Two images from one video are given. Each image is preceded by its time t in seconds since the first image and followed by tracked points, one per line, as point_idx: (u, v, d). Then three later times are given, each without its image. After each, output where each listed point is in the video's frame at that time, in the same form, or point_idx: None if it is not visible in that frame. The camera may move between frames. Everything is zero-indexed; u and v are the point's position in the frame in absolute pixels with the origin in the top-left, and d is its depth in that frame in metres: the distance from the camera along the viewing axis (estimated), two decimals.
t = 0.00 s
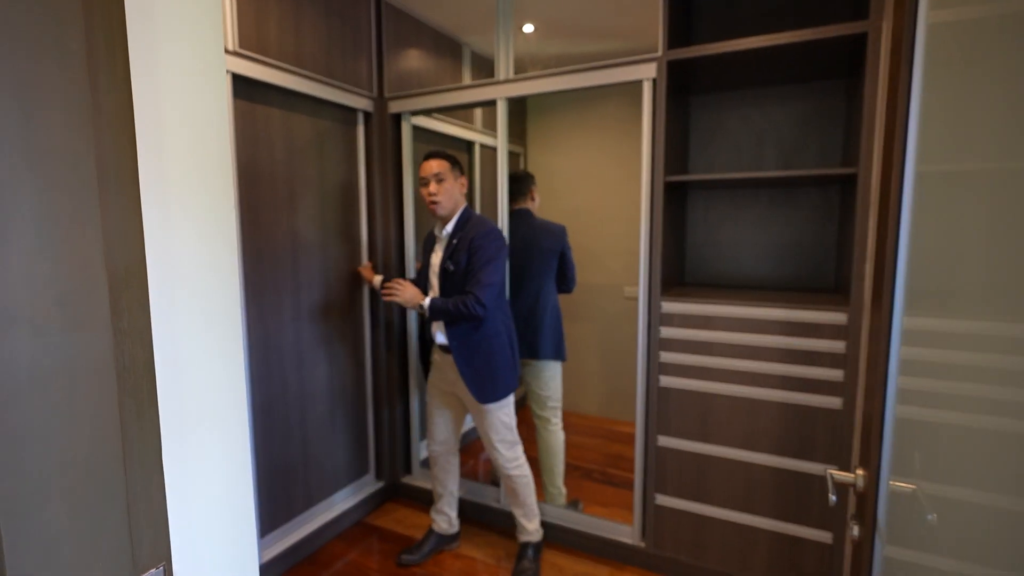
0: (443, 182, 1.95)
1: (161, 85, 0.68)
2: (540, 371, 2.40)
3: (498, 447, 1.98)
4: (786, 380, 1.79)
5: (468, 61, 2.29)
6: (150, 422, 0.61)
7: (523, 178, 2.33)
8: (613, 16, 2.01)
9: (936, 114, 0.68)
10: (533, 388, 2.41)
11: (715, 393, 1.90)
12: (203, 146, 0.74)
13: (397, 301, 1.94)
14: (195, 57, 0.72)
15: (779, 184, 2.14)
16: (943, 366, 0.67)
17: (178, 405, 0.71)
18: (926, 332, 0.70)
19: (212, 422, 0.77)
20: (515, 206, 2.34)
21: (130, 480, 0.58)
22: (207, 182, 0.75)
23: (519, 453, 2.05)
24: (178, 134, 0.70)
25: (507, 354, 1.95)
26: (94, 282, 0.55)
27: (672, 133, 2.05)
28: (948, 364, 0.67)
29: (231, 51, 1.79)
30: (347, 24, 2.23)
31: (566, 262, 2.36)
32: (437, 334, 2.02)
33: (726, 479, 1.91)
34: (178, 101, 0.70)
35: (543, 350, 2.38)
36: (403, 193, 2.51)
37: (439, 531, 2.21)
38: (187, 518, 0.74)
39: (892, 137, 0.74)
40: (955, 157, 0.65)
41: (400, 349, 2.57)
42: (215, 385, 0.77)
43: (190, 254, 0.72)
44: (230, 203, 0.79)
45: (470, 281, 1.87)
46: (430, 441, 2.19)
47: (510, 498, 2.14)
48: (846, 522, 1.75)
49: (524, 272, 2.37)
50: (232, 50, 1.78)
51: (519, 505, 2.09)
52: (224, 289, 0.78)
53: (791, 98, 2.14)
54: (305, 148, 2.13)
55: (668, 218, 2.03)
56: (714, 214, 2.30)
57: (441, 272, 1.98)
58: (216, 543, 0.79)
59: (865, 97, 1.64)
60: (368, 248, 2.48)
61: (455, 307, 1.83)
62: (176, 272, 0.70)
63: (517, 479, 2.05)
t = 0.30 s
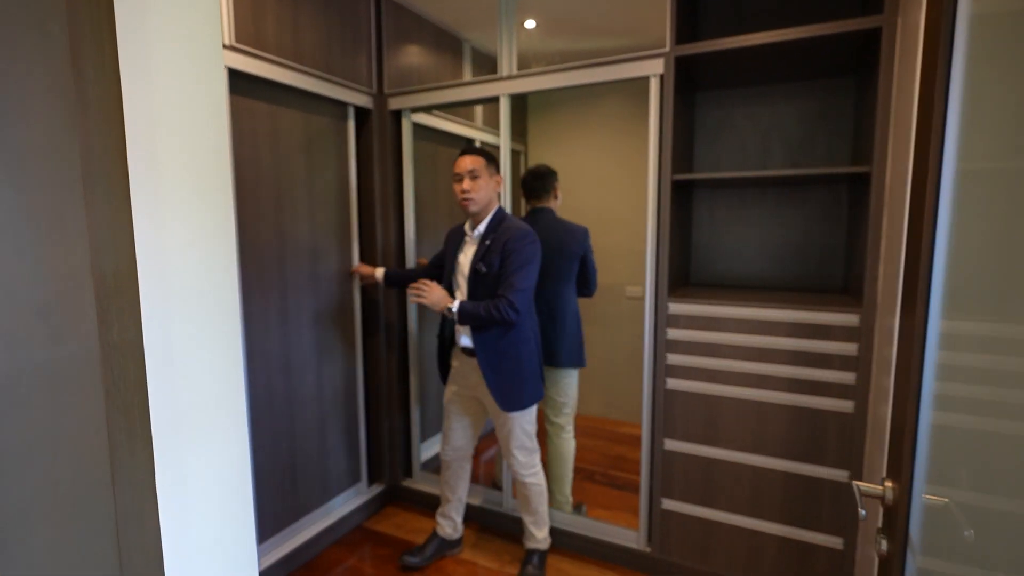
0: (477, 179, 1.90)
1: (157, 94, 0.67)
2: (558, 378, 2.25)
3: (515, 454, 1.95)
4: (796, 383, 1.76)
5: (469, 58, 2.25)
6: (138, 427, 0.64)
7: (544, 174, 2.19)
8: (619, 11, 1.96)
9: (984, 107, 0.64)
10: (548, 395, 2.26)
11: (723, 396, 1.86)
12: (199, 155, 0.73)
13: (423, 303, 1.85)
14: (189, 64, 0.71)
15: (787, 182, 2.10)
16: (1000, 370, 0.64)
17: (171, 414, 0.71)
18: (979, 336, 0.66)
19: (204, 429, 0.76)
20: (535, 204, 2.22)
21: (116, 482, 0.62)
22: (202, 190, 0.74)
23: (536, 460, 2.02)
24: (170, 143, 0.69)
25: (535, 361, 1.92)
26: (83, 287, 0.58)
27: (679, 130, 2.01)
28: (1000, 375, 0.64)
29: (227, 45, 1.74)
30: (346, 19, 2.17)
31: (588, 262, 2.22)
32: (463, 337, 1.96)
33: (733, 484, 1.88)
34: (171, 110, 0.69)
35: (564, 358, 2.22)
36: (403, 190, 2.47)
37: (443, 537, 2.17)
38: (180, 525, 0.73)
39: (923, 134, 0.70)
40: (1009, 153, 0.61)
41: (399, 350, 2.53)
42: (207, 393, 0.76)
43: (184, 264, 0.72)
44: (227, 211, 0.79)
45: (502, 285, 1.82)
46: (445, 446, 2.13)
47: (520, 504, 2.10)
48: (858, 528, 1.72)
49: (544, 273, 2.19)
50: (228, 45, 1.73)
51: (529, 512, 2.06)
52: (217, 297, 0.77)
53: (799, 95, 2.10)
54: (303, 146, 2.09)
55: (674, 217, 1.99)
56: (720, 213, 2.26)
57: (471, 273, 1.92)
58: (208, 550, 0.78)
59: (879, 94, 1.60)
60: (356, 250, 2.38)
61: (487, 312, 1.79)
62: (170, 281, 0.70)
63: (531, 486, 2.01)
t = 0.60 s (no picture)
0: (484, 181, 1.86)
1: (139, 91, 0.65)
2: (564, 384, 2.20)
3: (528, 454, 1.94)
4: (797, 384, 1.74)
5: (466, 57, 2.22)
6: (115, 434, 0.62)
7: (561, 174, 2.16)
8: (618, 9, 1.94)
9: (998, 104, 0.62)
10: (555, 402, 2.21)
11: (722, 397, 1.84)
12: (183, 156, 0.71)
13: (442, 313, 1.76)
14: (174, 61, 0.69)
15: (788, 181, 2.08)
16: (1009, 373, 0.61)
17: (154, 421, 0.69)
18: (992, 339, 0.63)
19: (191, 432, 0.74)
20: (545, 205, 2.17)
21: (91, 494, 0.59)
22: (186, 191, 0.72)
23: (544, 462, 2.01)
24: (151, 144, 0.67)
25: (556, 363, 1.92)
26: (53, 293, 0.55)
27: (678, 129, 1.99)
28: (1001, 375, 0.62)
29: (220, 42, 1.71)
30: (341, 16, 2.15)
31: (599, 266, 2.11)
32: (482, 340, 1.91)
33: (733, 486, 1.86)
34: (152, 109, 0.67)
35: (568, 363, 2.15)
36: (400, 189, 2.43)
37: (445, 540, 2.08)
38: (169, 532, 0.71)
39: (936, 132, 0.68)
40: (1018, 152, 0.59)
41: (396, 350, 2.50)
42: (194, 399, 0.74)
43: (165, 268, 0.69)
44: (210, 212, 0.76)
45: (525, 288, 1.79)
46: (459, 450, 2.03)
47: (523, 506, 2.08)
48: (859, 531, 1.70)
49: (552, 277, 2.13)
50: (220, 42, 1.70)
51: (531, 516, 2.03)
52: (204, 300, 0.75)
53: (800, 94, 2.08)
54: (299, 144, 2.05)
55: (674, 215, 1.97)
56: (720, 213, 2.24)
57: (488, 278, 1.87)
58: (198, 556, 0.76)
59: (881, 93, 1.58)
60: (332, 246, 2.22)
61: (517, 317, 1.76)
62: (150, 285, 0.67)
63: (535, 490, 1.99)
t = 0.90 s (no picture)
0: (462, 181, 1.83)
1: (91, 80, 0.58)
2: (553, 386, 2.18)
3: (522, 456, 1.93)
4: (789, 385, 1.73)
5: (458, 54, 2.19)
6: (65, 449, 0.57)
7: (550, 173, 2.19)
8: (609, 6, 1.92)
9: (988, 101, 0.60)
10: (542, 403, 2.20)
11: (713, 398, 1.83)
12: (144, 152, 0.64)
13: (440, 326, 1.71)
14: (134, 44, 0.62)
15: (781, 180, 2.06)
16: (995, 372, 0.60)
17: (112, 444, 0.62)
18: (981, 340, 0.62)
19: (160, 451, 0.68)
20: (535, 204, 2.18)
21: (34, 513, 0.55)
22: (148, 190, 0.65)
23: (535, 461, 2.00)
24: (108, 139, 0.60)
25: (548, 362, 1.92)
26: None
27: (670, 127, 1.97)
28: (993, 377, 0.60)
29: (204, 37, 1.68)
30: (330, 13, 2.12)
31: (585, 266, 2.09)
32: (475, 342, 1.88)
33: (725, 487, 1.85)
34: (107, 99, 0.60)
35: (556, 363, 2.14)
36: (390, 188, 2.41)
37: (437, 545, 2.07)
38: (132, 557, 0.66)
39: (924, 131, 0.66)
40: (1007, 152, 0.57)
41: (388, 350, 2.48)
42: (161, 417, 0.68)
43: (124, 277, 0.62)
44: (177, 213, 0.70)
45: (524, 289, 1.79)
46: (448, 457, 2.00)
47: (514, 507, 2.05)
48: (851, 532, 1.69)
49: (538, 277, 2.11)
50: (204, 38, 1.67)
51: (523, 516, 2.01)
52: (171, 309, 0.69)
53: (792, 93, 2.07)
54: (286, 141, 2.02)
55: (665, 214, 1.95)
56: (713, 212, 2.23)
57: (480, 283, 1.83)
58: None
59: (874, 91, 1.56)
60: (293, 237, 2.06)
61: (521, 320, 1.74)
62: (110, 286, 0.61)
63: (527, 491, 1.97)
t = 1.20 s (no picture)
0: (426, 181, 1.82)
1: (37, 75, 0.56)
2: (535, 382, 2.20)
3: (503, 457, 1.91)
4: (779, 385, 1.72)
5: (449, 50, 2.15)
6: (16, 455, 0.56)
7: (532, 171, 2.18)
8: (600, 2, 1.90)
9: (972, 95, 0.58)
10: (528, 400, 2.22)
11: (704, 398, 1.82)
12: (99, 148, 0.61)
13: (419, 330, 1.69)
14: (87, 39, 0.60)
15: (773, 178, 2.05)
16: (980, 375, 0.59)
17: (66, 454, 0.60)
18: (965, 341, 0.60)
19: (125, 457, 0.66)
20: (517, 201, 2.17)
21: None
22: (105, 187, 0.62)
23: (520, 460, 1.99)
24: (57, 135, 0.57)
25: (526, 359, 1.92)
26: None
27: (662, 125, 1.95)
28: (975, 380, 0.59)
29: (188, 31, 1.65)
30: (319, 8, 2.10)
31: (566, 264, 2.11)
32: (453, 342, 1.86)
33: (715, 488, 1.84)
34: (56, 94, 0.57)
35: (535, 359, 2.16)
36: (380, 186, 2.38)
37: (428, 547, 2.08)
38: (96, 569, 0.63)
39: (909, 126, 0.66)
40: (993, 150, 0.56)
41: (378, 350, 2.45)
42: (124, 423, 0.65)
43: (78, 278, 0.60)
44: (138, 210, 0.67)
45: (500, 289, 1.77)
46: (430, 458, 2.01)
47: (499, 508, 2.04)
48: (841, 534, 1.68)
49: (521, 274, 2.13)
50: (188, 33, 1.64)
51: (509, 516, 2.00)
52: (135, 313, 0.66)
53: (784, 90, 2.06)
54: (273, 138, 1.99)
55: (656, 212, 1.93)
56: (705, 211, 2.21)
57: (455, 283, 1.81)
58: None
59: (865, 89, 1.55)
60: (252, 223, 1.91)
61: (500, 320, 1.73)
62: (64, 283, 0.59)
63: (512, 490, 1.96)
